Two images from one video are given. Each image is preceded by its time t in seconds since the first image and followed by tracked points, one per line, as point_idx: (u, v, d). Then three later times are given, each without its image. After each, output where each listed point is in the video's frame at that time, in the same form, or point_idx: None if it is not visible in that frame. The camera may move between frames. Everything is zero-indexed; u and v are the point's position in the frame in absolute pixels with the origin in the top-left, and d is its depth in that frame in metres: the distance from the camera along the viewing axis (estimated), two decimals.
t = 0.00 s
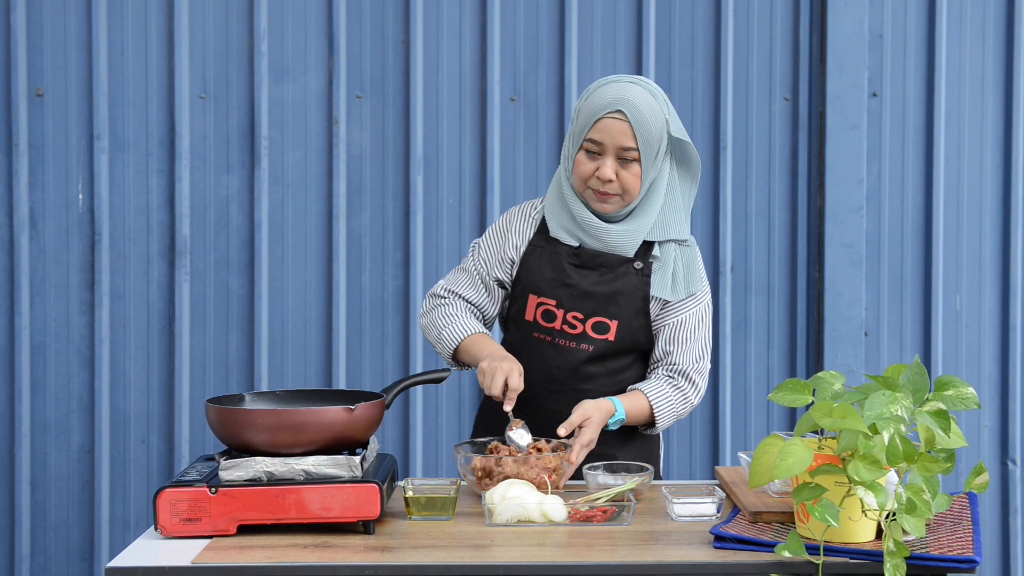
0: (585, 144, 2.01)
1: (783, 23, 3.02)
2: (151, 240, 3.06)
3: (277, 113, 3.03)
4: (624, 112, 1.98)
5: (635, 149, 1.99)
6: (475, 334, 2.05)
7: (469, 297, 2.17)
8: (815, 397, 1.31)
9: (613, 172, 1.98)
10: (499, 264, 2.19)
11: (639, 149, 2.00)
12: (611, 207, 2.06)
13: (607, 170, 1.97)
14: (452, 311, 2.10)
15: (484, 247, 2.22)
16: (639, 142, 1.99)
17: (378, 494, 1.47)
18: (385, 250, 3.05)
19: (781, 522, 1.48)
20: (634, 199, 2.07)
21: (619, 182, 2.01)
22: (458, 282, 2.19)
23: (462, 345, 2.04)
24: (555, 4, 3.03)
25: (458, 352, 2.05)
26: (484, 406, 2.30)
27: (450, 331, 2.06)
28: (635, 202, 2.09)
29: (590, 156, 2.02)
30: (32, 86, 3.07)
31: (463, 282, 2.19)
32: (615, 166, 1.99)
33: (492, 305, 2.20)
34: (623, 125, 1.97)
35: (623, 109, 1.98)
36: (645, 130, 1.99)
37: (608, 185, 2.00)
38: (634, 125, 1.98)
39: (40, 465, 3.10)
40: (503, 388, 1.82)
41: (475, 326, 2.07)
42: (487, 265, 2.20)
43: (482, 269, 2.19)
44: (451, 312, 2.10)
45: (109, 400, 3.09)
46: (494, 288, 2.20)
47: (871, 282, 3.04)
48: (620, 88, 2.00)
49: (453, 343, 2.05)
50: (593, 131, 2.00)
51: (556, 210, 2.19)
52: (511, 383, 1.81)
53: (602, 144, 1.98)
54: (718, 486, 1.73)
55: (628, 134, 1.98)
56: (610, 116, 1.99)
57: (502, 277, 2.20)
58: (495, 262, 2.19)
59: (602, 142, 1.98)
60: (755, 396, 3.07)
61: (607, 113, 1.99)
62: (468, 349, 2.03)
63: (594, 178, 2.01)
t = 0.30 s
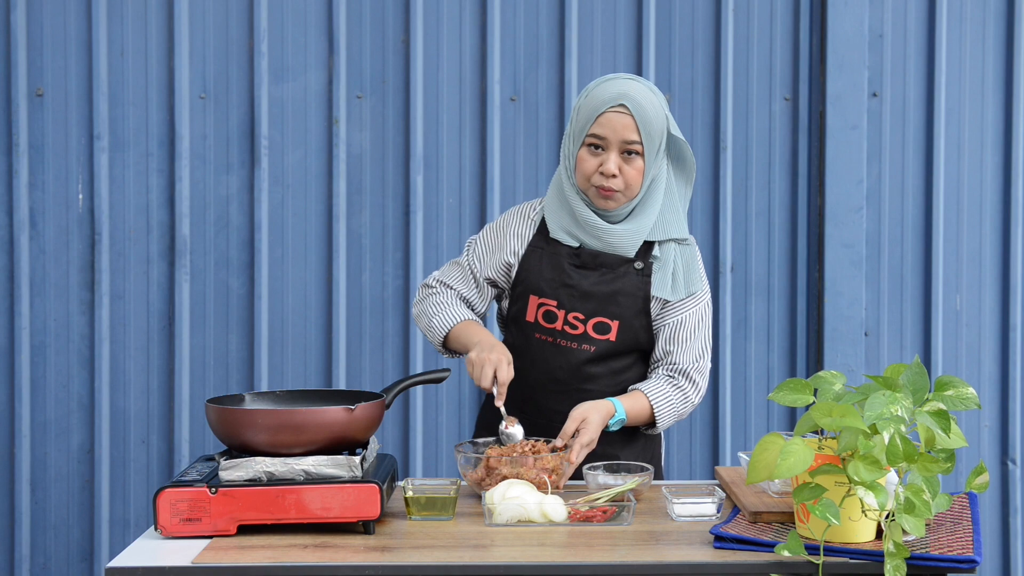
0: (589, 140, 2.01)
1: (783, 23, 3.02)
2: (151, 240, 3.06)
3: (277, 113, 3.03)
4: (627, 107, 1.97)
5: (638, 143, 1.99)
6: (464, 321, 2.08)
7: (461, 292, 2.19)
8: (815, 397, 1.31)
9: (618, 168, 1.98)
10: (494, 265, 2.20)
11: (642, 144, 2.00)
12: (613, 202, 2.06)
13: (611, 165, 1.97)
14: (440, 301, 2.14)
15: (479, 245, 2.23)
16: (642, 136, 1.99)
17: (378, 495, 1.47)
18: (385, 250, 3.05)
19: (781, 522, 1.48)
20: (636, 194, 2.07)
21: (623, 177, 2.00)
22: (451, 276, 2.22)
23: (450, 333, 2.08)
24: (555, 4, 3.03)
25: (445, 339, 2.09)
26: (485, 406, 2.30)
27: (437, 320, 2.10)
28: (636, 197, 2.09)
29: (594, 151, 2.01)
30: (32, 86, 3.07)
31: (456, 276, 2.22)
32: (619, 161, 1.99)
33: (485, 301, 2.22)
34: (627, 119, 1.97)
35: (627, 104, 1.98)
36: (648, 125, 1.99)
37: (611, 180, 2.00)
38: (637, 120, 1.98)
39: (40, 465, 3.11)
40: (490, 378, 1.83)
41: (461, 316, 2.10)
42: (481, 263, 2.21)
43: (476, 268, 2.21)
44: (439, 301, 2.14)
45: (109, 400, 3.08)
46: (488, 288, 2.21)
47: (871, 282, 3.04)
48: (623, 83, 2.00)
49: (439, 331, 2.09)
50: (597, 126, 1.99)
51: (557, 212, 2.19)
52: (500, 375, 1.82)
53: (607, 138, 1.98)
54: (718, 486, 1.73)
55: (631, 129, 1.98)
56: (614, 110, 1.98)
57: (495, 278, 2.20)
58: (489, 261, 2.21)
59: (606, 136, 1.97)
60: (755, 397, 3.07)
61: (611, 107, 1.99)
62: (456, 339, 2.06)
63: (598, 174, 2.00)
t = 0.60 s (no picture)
0: (576, 132, 2.05)
1: (783, 23, 3.02)
2: (151, 240, 3.06)
3: (277, 113, 3.03)
4: (611, 96, 2.01)
5: (623, 131, 2.02)
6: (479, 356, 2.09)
7: (476, 315, 2.20)
8: (815, 397, 1.31)
9: (604, 156, 2.01)
10: (499, 279, 2.20)
11: (628, 132, 2.03)
12: (605, 194, 2.07)
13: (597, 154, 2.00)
14: (458, 335, 2.15)
15: (484, 261, 2.23)
16: (627, 124, 2.02)
17: (378, 495, 1.47)
18: (385, 250, 3.05)
19: (781, 522, 1.48)
20: (627, 185, 2.08)
21: (611, 166, 2.03)
22: (463, 302, 2.23)
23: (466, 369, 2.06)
24: (555, 4, 3.03)
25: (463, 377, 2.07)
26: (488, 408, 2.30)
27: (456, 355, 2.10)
28: (628, 189, 2.10)
29: (581, 142, 2.04)
30: (32, 86, 3.07)
31: (468, 301, 2.22)
32: (605, 150, 2.02)
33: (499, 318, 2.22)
34: (611, 107, 2.00)
35: (610, 94, 2.01)
36: (634, 114, 2.02)
37: (600, 169, 2.02)
38: (622, 108, 2.01)
39: (41, 466, 3.11)
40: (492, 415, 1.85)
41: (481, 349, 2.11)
42: (490, 281, 2.21)
43: (484, 286, 2.21)
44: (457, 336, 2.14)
45: (109, 400, 3.08)
46: (497, 299, 2.21)
47: (871, 282, 3.04)
48: (607, 76, 2.04)
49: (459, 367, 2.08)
50: (582, 117, 2.03)
51: (554, 214, 2.20)
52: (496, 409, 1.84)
53: (591, 128, 2.01)
54: (718, 485, 1.73)
55: (616, 117, 2.01)
56: (598, 100, 2.02)
57: (503, 288, 2.21)
58: (494, 276, 2.20)
59: (590, 126, 2.01)
60: (755, 397, 3.07)
61: (594, 97, 2.03)
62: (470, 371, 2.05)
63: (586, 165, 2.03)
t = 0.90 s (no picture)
0: (565, 122, 2.10)
1: (783, 23, 3.02)
2: (151, 240, 3.06)
3: (277, 113, 3.03)
4: (595, 81, 2.06)
5: (610, 113, 2.06)
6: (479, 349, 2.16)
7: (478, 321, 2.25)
8: (815, 397, 1.31)
9: (593, 139, 2.06)
10: (495, 285, 2.23)
11: (615, 114, 2.06)
12: (599, 177, 2.10)
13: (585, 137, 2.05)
14: (458, 335, 2.22)
15: (484, 267, 2.27)
16: (613, 106, 2.06)
17: (378, 495, 1.47)
18: (385, 250, 3.05)
19: (781, 522, 1.48)
20: (620, 169, 2.11)
21: (601, 148, 2.07)
22: (468, 308, 2.29)
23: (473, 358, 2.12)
24: (555, 4, 3.03)
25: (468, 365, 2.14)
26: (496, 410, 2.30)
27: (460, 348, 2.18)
28: (623, 175, 2.13)
29: (571, 130, 2.10)
30: (32, 86, 3.07)
31: (472, 308, 2.28)
32: (595, 133, 2.07)
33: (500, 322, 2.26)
34: (595, 91, 2.06)
35: (594, 79, 2.07)
36: (621, 98, 2.06)
37: (591, 152, 2.07)
38: (606, 91, 2.05)
39: (41, 465, 3.11)
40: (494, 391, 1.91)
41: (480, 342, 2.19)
42: (490, 286, 2.24)
43: (485, 291, 2.25)
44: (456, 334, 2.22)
45: (109, 400, 3.08)
46: (496, 303, 2.24)
47: (871, 282, 3.04)
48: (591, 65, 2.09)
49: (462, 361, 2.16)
50: (569, 106, 2.09)
51: (552, 215, 2.20)
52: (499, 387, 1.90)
53: (578, 114, 2.06)
54: (718, 486, 1.73)
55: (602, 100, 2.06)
56: (582, 87, 2.08)
57: (501, 291, 2.23)
58: (490, 281, 2.24)
59: (577, 112, 2.06)
60: (755, 397, 3.07)
61: (579, 85, 2.09)
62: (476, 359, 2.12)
63: (577, 150, 2.08)
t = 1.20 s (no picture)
0: (560, 122, 2.13)
1: (783, 24, 3.02)
2: (151, 240, 3.06)
3: (277, 113, 3.03)
4: (586, 78, 2.10)
5: (602, 106, 2.08)
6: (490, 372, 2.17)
7: (486, 333, 2.25)
8: (815, 397, 1.31)
9: (587, 131, 2.08)
10: (499, 293, 2.24)
11: (608, 107, 2.09)
12: (597, 171, 2.11)
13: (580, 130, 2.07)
14: (469, 354, 2.22)
15: (487, 277, 2.27)
16: (606, 100, 2.09)
17: (378, 495, 1.47)
18: (385, 250, 3.05)
19: (781, 522, 1.48)
20: (617, 163, 2.13)
21: (597, 141, 2.09)
22: (476, 321, 2.29)
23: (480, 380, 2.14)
24: (555, 4, 3.03)
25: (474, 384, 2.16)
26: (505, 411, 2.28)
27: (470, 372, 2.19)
28: (620, 170, 2.14)
29: (566, 128, 2.12)
30: (32, 86, 3.07)
31: (480, 319, 2.28)
32: (589, 127, 2.09)
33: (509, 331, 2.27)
34: (586, 87, 2.09)
35: (585, 77, 2.11)
36: (612, 90, 2.09)
37: (587, 145, 2.08)
38: (597, 85, 2.09)
39: (40, 466, 3.11)
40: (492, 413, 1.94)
41: (493, 361, 2.21)
42: (495, 295, 2.25)
43: (490, 300, 2.26)
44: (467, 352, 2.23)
45: (109, 400, 3.08)
46: (501, 309, 2.25)
47: (871, 282, 3.04)
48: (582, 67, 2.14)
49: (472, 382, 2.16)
50: (562, 105, 2.12)
51: (554, 218, 2.21)
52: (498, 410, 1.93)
53: (571, 110, 2.10)
54: (718, 486, 1.73)
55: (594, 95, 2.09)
56: (574, 85, 2.12)
57: (506, 297, 2.24)
58: (495, 290, 2.24)
59: (570, 108, 2.09)
60: (755, 397, 3.07)
61: (571, 85, 2.13)
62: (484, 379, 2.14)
63: (573, 145, 2.10)
